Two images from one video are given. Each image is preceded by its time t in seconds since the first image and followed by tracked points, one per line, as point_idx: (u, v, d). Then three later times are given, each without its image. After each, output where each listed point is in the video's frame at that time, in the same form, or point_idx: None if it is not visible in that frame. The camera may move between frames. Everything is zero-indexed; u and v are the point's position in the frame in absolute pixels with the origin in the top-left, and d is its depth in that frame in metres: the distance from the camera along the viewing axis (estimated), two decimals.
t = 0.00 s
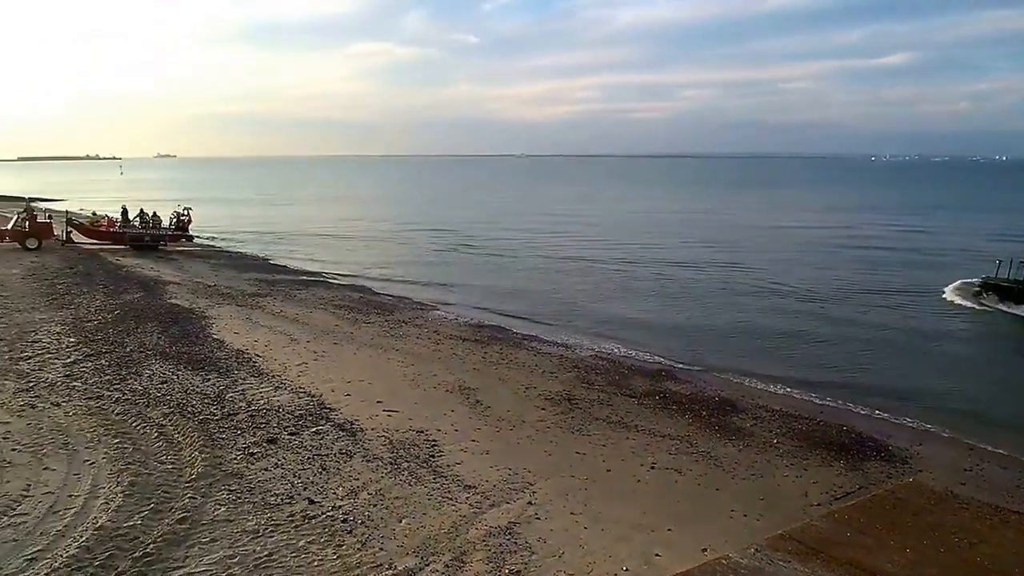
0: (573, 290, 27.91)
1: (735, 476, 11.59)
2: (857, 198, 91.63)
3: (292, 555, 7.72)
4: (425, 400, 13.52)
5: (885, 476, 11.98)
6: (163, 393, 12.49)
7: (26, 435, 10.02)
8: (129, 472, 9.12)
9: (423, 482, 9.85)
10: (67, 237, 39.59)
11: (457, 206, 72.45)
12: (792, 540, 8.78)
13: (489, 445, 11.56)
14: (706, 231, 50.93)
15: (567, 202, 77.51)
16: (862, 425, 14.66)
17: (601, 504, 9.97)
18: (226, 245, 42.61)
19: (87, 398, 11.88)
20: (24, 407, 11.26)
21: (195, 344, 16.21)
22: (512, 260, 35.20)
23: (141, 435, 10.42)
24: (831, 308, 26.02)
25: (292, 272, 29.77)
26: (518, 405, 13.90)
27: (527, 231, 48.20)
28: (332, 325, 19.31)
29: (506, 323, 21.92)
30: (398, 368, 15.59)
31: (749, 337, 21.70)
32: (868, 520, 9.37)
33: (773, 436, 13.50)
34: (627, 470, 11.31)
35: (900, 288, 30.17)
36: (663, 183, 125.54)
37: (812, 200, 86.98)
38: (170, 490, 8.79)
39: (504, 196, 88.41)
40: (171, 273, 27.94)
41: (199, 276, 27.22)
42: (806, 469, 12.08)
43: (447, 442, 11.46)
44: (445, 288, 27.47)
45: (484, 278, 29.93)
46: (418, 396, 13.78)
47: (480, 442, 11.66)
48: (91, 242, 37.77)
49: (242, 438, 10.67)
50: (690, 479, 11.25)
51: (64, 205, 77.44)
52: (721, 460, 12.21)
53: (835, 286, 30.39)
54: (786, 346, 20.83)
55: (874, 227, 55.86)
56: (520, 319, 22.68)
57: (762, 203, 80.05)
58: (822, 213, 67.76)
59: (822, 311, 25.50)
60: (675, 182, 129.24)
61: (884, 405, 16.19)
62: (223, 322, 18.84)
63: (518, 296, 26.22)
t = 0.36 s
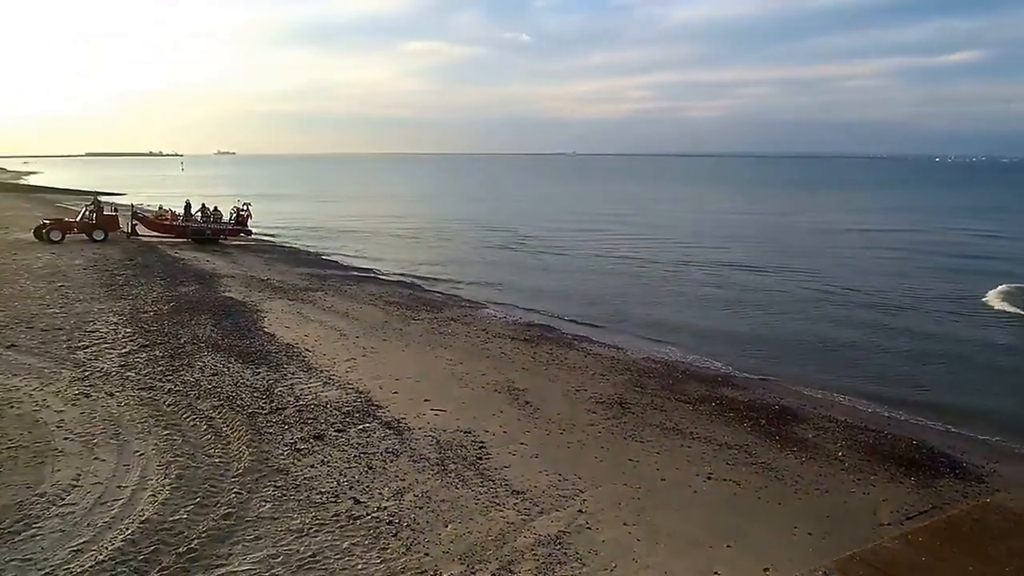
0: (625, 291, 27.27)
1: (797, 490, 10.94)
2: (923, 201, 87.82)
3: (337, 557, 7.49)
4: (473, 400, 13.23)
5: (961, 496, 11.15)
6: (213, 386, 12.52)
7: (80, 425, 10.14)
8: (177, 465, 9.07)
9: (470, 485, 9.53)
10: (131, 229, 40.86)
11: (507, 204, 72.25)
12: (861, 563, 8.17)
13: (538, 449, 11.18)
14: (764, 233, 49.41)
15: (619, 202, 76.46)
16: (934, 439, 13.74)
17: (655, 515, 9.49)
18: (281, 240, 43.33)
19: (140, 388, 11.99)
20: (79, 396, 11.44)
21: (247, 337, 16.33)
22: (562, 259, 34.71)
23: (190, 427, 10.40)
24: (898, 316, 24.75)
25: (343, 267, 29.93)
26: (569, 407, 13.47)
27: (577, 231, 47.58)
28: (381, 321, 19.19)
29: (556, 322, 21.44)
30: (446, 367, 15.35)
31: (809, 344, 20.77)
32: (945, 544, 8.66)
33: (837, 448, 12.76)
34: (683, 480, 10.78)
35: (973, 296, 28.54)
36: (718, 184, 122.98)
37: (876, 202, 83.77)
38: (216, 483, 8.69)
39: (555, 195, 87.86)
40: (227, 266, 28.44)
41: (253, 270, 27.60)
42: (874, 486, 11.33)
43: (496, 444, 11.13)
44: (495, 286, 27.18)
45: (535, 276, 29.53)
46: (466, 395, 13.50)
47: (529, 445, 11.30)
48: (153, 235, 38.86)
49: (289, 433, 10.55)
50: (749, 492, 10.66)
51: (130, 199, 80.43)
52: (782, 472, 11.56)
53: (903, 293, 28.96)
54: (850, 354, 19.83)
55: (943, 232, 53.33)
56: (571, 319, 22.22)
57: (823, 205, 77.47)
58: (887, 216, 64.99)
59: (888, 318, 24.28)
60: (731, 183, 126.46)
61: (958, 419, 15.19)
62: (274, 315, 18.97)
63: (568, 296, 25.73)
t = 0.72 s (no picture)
0: (678, 296, 26.47)
1: (868, 513, 10.17)
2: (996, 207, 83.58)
3: (378, 569, 7.13)
4: (522, 406, 12.77)
5: None
6: (261, 383, 12.43)
7: (127, 421, 10.12)
8: (220, 465, 8.90)
9: (518, 496, 9.09)
10: (191, 226, 41.90)
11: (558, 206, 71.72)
12: None
13: (589, 460, 10.67)
14: (824, 239, 47.62)
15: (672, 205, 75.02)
16: (1016, 461, 12.70)
17: (714, 536, 8.88)
18: (334, 239, 43.79)
19: (189, 384, 11.96)
20: (129, 391, 11.47)
21: (296, 335, 16.27)
22: (614, 262, 34.05)
23: (235, 425, 10.26)
24: (972, 329, 23.32)
25: (394, 266, 29.96)
26: (621, 416, 12.90)
27: (629, 234, 46.71)
28: (429, 321, 18.97)
29: (606, 327, 20.85)
30: (495, 370, 14.97)
31: (875, 356, 19.68)
32: None
33: (909, 468, 11.88)
34: (743, 498, 10.14)
35: None
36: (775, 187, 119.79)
37: (945, 208, 80.04)
38: (259, 485, 8.46)
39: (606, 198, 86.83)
40: (279, 264, 28.72)
41: (305, 268, 27.78)
42: (952, 510, 10.47)
43: (545, 453, 10.66)
44: (545, 288, 26.75)
45: (585, 280, 28.99)
46: (515, 400, 13.06)
47: (580, 455, 10.80)
48: (211, 232, 39.72)
49: (334, 434, 10.31)
50: (815, 513, 9.95)
51: (192, 198, 83.02)
52: (850, 493, 10.80)
53: (977, 305, 27.34)
54: (920, 368, 18.68)
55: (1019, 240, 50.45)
56: (622, 324, 21.62)
57: (887, 210, 74.41)
58: (957, 222, 61.92)
59: (961, 332, 22.90)
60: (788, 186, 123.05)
61: None
62: (324, 313, 18.95)
63: (620, 300, 25.12)
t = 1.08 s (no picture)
0: (737, 304, 25.38)
1: (946, 546, 9.28)
2: None
3: None
4: (571, 417, 12.16)
5: None
6: (306, 386, 12.17)
7: (171, 423, 10.00)
8: (259, 473, 8.63)
9: (564, 518, 8.54)
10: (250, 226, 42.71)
11: (612, 208, 70.65)
12: None
13: (640, 477, 10.04)
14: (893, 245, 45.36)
15: (730, 209, 73.11)
16: None
17: (776, 569, 8.18)
18: (387, 239, 43.95)
19: (234, 386, 11.79)
20: (175, 391, 11.39)
21: (344, 336, 16.06)
22: (669, 267, 33.15)
23: (277, 429, 10.01)
24: None
25: (443, 268, 29.79)
26: (676, 431, 12.18)
27: (685, 239, 45.44)
28: (477, 325, 18.54)
29: (660, 335, 20.03)
30: (543, 377, 14.44)
31: (950, 372, 18.41)
32: None
33: (992, 496, 10.89)
34: (807, 525, 9.38)
35: None
36: (840, 190, 115.57)
37: None
38: (297, 495, 8.14)
39: (661, 200, 85.16)
40: (332, 264, 28.80)
41: (357, 269, 27.78)
42: None
43: (594, 468, 10.07)
44: (596, 292, 26.16)
45: (638, 284, 28.24)
46: (564, 411, 12.44)
47: (631, 472, 10.17)
48: (268, 231, 40.44)
49: (376, 443, 9.92)
50: (887, 544, 9.13)
51: (253, 198, 85.19)
52: (926, 522, 9.90)
53: None
54: (1000, 386, 17.35)
55: None
56: (676, 331, 20.87)
57: (962, 216, 70.65)
58: None
59: None
60: (854, 190, 118.60)
61: None
62: (373, 315, 18.74)
63: (673, 307, 24.34)
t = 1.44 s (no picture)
0: (798, 316, 24.17)
1: None
2: None
3: None
4: (622, 435, 11.02)
5: None
6: (348, 394, 11.59)
7: (209, 433, 9.76)
8: (294, 488, 8.16)
9: (613, 550, 7.76)
10: (307, 229, 43.31)
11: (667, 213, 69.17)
12: None
13: (697, 505, 9.15)
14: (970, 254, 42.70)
15: (792, 215, 70.70)
16: None
17: None
18: (439, 243, 43.89)
19: (276, 393, 11.41)
20: (217, 398, 11.19)
21: (391, 340, 15.28)
22: (727, 275, 31.97)
23: (316, 442, 9.52)
24: None
25: (493, 273, 29.42)
26: (734, 454, 11.03)
27: (742, 246, 43.93)
28: (523, 328, 17.94)
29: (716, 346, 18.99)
30: (593, 389, 13.38)
31: None
32: None
33: None
34: (878, 564, 8.52)
35: None
36: (911, 196, 110.57)
37: None
38: (331, 515, 7.67)
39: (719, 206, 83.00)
40: (382, 268, 28.75)
41: (406, 273, 27.64)
42: None
43: (646, 494, 9.21)
44: (649, 300, 25.36)
45: (694, 292, 27.26)
46: (614, 429, 11.23)
47: (687, 499, 9.26)
48: (324, 234, 40.97)
49: (417, 458, 9.23)
50: None
51: (311, 201, 86.85)
52: (1013, 564, 8.91)
53: None
54: None
55: None
56: (733, 343, 19.91)
57: None
58: None
59: None
60: (926, 196, 113.32)
61: None
62: (420, 319, 18.02)
63: (730, 317, 23.34)
